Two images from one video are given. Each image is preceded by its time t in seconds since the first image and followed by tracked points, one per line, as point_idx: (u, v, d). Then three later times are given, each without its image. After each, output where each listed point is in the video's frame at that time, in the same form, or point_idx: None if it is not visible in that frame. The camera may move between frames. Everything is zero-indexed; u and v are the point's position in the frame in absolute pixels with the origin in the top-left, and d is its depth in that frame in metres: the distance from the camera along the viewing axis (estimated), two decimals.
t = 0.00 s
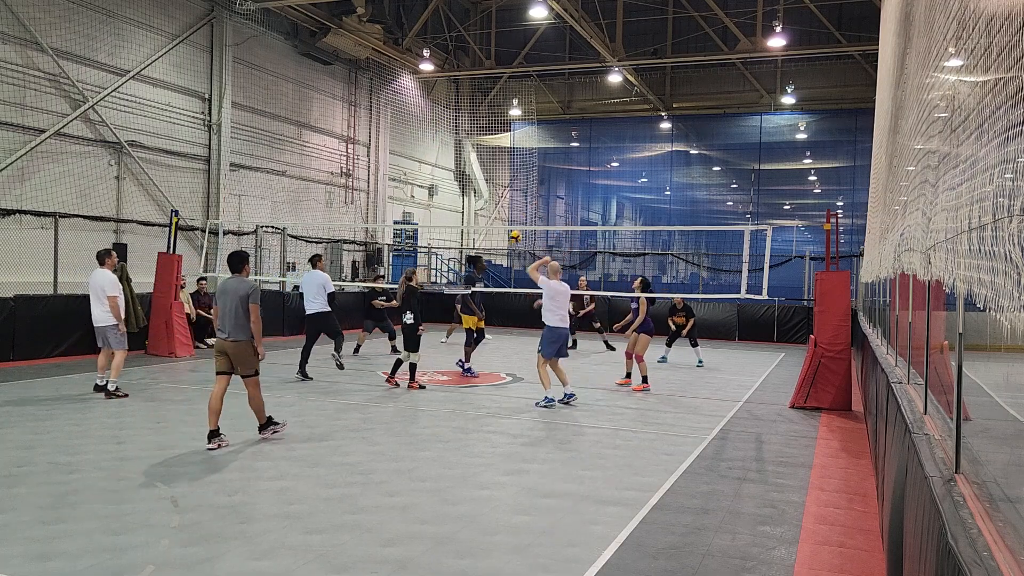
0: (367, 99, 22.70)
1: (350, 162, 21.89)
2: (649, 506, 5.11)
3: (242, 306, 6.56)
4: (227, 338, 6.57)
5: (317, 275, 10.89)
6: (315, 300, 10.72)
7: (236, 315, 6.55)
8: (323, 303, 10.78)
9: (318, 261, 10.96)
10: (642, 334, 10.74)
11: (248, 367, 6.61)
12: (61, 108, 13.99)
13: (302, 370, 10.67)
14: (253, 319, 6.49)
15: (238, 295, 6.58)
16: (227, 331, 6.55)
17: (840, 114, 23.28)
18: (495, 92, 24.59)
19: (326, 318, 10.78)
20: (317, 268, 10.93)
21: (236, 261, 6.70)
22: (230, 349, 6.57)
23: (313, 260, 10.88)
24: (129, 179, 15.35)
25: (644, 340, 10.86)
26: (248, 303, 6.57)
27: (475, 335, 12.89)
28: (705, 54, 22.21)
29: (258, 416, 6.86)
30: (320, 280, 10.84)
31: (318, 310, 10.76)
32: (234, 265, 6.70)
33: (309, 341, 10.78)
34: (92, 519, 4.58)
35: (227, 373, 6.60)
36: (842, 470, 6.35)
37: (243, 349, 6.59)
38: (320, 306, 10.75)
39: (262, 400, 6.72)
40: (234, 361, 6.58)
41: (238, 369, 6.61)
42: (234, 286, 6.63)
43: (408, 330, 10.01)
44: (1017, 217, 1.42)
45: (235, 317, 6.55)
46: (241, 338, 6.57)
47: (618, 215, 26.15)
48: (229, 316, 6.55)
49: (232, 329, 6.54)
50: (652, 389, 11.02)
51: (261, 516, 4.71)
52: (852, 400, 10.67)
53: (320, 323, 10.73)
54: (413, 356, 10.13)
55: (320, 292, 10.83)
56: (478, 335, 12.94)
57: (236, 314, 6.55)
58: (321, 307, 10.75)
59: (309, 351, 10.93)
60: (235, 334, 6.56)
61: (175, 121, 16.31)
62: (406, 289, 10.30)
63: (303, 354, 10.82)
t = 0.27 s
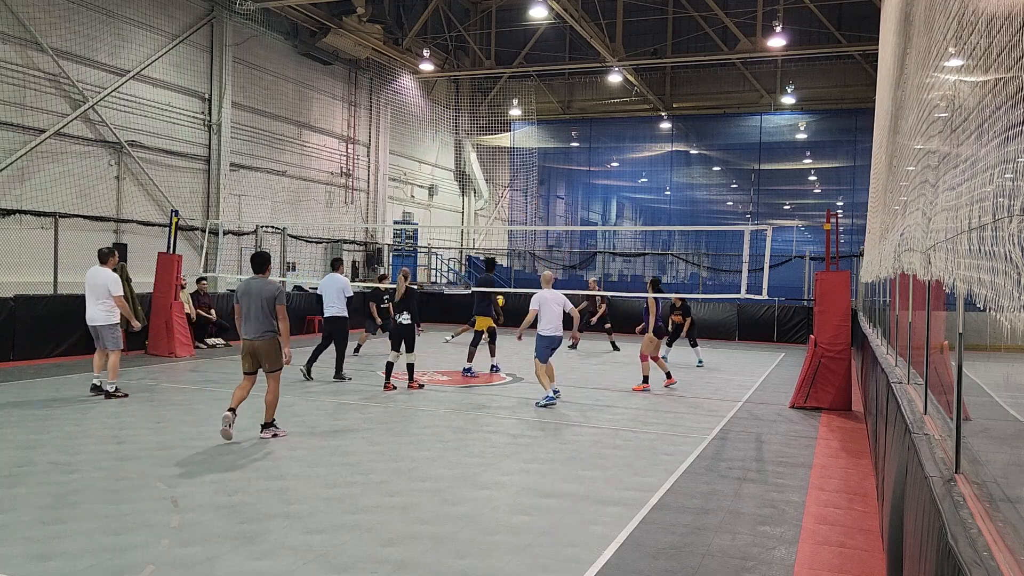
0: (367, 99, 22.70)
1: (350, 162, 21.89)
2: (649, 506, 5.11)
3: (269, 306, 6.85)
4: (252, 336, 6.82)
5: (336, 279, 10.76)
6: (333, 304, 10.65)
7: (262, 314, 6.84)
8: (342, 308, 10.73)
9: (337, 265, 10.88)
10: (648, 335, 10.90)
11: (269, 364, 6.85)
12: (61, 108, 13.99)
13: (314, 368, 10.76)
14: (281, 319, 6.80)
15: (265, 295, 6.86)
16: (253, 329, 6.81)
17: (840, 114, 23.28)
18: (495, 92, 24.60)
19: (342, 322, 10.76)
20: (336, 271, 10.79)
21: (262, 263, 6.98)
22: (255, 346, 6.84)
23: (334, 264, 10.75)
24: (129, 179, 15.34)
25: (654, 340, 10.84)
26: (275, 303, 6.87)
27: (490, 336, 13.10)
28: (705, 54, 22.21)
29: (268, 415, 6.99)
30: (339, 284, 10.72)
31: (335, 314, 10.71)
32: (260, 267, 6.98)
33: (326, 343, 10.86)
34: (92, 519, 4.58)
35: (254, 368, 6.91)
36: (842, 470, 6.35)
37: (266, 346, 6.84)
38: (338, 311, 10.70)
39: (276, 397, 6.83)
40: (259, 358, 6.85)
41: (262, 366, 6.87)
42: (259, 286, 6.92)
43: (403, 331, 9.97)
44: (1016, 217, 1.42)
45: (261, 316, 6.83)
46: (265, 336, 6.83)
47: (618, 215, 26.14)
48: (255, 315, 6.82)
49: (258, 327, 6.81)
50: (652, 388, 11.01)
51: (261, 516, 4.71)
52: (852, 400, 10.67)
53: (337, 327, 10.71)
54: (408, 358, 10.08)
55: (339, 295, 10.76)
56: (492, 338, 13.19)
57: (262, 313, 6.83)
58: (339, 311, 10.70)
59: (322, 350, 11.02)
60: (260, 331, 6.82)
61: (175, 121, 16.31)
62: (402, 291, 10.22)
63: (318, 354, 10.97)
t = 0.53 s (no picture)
0: (368, 99, 22.71)
1: (350, 162, 21.89)
2: (649, 506, 5.10)
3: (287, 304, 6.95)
4: (269, 332, 6.86)
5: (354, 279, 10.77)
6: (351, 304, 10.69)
7: (281, 310, 6.91)
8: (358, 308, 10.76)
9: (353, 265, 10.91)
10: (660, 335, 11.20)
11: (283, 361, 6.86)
12: (62, 108, 13.99)
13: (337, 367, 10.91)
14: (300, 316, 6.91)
15: (282, 293, 6.95)
16: (270, 325, 6.86)
17: (840, 114, 23.28)
18: (495, 92, 24.63)
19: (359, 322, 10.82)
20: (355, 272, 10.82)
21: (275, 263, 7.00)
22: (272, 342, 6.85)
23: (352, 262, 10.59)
24: (129, 179, 15.35)
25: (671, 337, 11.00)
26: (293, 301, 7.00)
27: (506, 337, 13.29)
28: (705, 54, 22.22)
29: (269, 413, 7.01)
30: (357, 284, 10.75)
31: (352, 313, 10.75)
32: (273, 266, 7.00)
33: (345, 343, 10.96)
34: (92, 519, 4.58)
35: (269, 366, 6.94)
36: (842, 470, 6.34)
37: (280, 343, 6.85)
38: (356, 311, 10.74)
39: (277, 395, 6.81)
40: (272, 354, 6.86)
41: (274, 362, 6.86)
42: (275, 285, 7.00)
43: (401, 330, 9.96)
44: (1017, 216, 1.42)
45: (279, 312, 6.91)
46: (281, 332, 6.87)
47: (618, 215, 26.15)
48: (272, 312, 6.88)
49: (275, 323, 6.86)
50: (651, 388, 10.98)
51: (261, 516, 4.71)
52: (852, 400, 10.67)
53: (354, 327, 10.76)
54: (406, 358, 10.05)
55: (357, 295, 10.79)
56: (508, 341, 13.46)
57: (280, 310, 6.91)
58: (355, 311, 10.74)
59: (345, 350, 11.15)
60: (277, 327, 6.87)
61: (175, 121, 16.31)
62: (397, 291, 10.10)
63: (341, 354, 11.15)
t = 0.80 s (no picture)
0: (368, 99, 22.71)
1: (350, 162, 21.89)
2: (649, 506, 5.10)
3: (293, 305, 6.94)
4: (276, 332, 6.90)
5: (372, 279, 10.82)
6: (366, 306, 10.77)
7: (288, 311, 6.91)
8: (375, 309, 10.82)
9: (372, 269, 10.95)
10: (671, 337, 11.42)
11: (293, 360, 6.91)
12: (61, 108, 13.99)
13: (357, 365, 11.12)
14: (306, 317, 6.87)
15: (289, 293, 6.94)
16: (278, 326, 6.88)
17: (840, 114, 23.29)
18: (495, 92, 24.64)
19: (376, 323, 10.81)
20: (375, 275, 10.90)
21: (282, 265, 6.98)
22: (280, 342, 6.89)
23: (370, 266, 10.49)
24: (129, 179, 15.34)
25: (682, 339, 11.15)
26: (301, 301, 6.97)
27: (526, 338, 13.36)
28: (705, 54, 22.22)
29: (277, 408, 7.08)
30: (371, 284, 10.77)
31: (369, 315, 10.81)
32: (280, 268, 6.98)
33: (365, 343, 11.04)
34: (92, 519, 4.58)
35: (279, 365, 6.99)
36: (842, 470, 6.35)
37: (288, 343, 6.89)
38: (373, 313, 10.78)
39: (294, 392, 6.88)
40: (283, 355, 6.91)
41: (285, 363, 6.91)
42: (282, 286, 6.98)
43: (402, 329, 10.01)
44: (1016, 216, 1.42)
45: (286, 313, 6.91)
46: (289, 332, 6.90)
47: (618, 215, 26.14)
48: (279, 313, 6.90)
49: (282, 324, 6.88)
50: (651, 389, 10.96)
51: (261, 516, 4.71)
52: (852, 400, 10.67)
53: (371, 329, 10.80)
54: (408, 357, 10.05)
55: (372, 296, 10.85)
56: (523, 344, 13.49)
57: (286, 311, 6.91)
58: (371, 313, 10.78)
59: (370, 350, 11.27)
60: (284, 328, 6.89)
61: (175, 121, 16.31)
62: (395, 290, 10.05)
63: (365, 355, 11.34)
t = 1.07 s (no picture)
0: (368, 99, 22.71)
1: (350, 162, 21.89)
2: (649, 506, 5.10)
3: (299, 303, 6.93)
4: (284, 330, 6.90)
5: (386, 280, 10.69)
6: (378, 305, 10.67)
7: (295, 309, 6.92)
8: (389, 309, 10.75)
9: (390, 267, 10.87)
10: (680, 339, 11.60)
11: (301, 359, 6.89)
12: (61, 108, 13.99)
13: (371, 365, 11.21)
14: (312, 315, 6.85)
15: (296, 291, 6.92)
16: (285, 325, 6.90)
17: (840, 114, 23.29)
18: (495, 92, 24.66)
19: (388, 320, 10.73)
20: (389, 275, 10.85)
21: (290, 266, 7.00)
22: (288, 341, 6.88)
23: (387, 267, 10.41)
24: (129, 179, 15.34)
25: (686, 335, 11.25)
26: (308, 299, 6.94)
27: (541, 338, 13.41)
28: (705, 54, 22.22)
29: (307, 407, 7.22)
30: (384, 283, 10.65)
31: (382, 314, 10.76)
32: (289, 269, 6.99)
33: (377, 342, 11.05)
34: (92, 520, 4.58)
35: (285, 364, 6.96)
36: (842, 470, 6.34)
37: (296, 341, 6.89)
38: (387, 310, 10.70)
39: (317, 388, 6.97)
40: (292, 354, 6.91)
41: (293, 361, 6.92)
42: (290, 284, 6.97)
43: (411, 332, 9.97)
44: (1017, 216, 1.42)
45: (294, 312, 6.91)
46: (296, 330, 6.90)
47: (618, 215, 26.14)
48: (287, 311, 6.91)
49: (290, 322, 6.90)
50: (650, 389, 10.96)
51: (261, 516, 4.71)
52: (852, 400, 10.67)
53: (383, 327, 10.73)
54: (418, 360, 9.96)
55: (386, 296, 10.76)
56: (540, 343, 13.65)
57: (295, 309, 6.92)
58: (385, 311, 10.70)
59: (380, 348, 11.28)
60: (292, 326, 6.90)
61: (175, 121, 16.31)
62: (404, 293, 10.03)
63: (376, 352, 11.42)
